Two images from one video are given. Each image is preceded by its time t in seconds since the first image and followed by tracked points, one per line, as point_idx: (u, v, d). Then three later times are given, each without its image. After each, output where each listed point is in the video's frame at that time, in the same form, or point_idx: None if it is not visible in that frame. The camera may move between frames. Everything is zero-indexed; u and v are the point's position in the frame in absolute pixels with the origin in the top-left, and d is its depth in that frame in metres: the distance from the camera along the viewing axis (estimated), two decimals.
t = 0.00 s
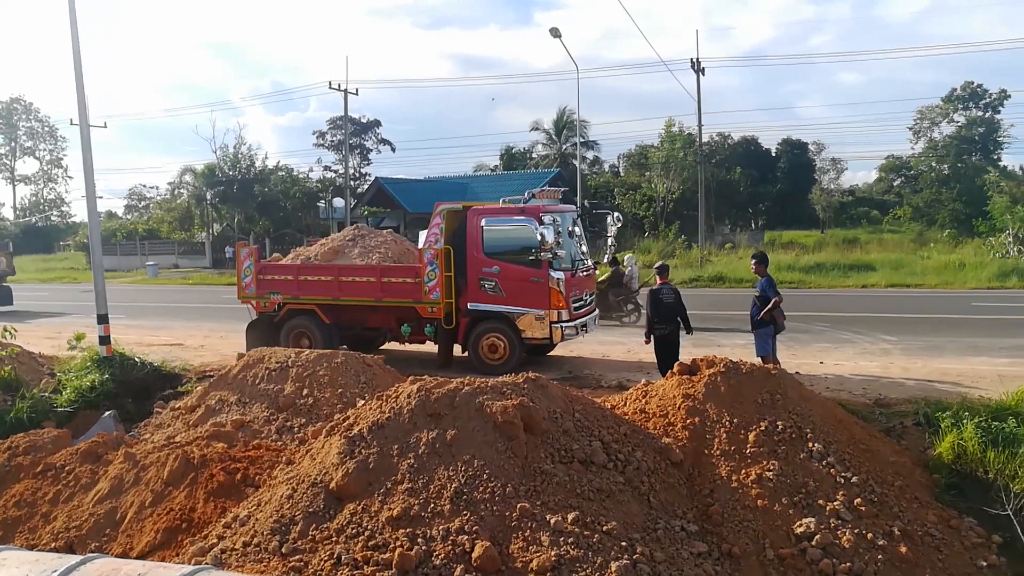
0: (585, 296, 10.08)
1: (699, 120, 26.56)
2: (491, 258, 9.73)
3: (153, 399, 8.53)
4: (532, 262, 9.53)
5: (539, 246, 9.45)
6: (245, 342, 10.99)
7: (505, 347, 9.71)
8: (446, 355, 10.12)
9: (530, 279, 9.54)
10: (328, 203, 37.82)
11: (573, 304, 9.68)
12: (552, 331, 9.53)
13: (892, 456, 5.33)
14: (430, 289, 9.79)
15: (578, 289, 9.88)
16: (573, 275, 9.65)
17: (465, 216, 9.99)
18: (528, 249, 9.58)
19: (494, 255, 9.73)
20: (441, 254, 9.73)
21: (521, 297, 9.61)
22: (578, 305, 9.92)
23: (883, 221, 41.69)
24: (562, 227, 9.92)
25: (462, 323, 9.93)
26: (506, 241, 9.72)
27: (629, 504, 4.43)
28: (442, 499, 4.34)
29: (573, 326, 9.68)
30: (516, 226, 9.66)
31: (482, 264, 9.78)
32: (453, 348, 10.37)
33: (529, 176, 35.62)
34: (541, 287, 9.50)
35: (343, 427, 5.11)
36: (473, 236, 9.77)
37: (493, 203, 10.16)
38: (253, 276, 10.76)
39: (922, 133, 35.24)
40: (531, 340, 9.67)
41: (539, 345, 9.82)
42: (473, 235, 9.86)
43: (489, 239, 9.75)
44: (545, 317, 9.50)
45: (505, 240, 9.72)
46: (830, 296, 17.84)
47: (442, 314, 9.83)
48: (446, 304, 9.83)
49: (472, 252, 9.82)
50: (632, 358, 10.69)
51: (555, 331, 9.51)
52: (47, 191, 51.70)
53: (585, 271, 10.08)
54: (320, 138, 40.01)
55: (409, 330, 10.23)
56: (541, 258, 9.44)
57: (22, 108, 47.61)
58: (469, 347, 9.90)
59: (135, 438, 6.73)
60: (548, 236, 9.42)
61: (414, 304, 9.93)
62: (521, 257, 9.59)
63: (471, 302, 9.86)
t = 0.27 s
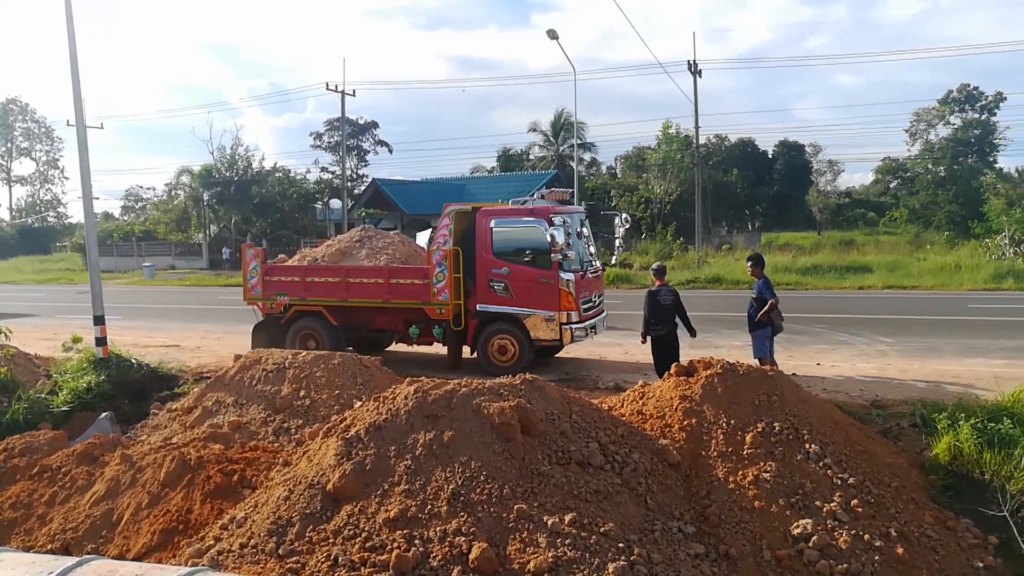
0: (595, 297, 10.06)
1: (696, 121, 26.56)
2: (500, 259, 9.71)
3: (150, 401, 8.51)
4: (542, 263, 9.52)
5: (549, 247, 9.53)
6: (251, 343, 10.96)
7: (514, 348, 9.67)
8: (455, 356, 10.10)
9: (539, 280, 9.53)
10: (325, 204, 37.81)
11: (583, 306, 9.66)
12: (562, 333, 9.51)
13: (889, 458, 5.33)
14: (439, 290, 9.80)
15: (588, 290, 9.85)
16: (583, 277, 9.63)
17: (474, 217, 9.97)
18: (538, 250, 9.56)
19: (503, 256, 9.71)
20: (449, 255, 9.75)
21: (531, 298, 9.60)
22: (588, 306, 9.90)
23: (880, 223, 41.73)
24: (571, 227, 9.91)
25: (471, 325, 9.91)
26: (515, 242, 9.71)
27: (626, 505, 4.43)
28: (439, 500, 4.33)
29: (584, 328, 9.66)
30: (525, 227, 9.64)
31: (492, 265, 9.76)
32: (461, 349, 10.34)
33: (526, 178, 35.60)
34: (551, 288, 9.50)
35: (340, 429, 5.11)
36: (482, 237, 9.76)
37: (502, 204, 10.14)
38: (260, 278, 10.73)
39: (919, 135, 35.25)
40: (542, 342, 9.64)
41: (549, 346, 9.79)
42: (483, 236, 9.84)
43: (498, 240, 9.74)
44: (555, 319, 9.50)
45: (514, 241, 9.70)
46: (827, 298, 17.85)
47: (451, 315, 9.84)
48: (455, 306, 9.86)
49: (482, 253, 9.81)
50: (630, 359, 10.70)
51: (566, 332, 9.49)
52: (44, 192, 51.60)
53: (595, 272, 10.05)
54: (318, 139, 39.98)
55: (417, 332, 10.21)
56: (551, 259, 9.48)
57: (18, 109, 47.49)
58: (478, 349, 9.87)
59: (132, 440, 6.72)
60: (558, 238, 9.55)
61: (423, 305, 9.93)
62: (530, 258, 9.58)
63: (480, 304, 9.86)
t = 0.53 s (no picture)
0: (604, 298, 10.03)
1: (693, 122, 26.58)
2: (509, 260, 9.69)
3: (146, 403, 8.49)
4: (552, 264, 9.49)
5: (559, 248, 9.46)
6: (257, 345, 10.95)
7: (524, 351, 9.70)
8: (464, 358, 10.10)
9: (548, 281, 9.50)
10: (322, 206, 37.77)
11: (592, 307, 9.63)
12: (571, 335, 9.50)
13: (885, 458, 5.33)
14: (447, 292, 9.81)
15: (597, 291, 9.83)
16: (592, 278, 9.60)
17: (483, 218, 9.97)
18: (547, 252, 9.54)
19: (513, 257, 9.69)
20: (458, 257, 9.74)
21: (540, 299, 9.57)
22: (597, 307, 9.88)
23: (876, 224, 41.82)
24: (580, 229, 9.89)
25: (480, 327, 9.90)
26: (524, 243, 9.68)
27: (623, 506, 4.44)
28: (436, 502, 4.33)
29: (592, 329, 9.64)
30: (535, 228, 9.61)
31: (500, 267, 9.74)
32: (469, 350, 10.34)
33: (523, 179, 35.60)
34: (560, 289, 9.46)
35: (337, 431, 5.10)
36: (492, 238, 9.75)
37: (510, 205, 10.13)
38: (266, 279, 10.71)
39: (915, 135, 35.35)
40: (551, 343, 9.63)
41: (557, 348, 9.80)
42: (492, 237, 9.83)
43: (508, 241, 9.72)
44: (565, 320, 9.47)
45: (523, 242, 9.67)
46: (823, 298, 17.89)
47: (459, 317, 9.83)
48: (463, 308, 9.85)
49: (491, 254, 9.79)
50: (629, 360, 10.71)
51: (575, 334, 9.47)
52: (40, 194, 51.46)
53: (604, 273, 10.03)
54: (314, 141, 39.99)
55: (425, 333, 10.19)
56: (560, 259, 9.44)
57: (14, 111, 47.35)
58: (487, 351, 9.86)
59: (128, 442, 6.70)
60: (568, 239, 9.46)
61: (431, 306, 9.94)
62: (540, 259, 9.56)
63: (489, 305, 9.84)
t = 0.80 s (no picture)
0: (610, 298, 10.02)
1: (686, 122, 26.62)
2: (515, 261, 9.68)
3: (140, 405, 8.46)
4: (558, 264, 9.49)
5: (565, 248, 9.47)
6: (259, 347, 10.91)
7: (530, 351, 9.66)
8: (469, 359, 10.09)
9: (555, 281, 9.49)
10: (316, 207, 37.70)
11: (598, 307, 9.61)
12: (578, 334, 9.46)
13: (879, 457, 5.35)
14: (452, 292, 9.79)
15: (603, 292, 9.82)
16: (599, 278, 9.59)
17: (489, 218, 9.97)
18: (554, 252, 9.54)
19: (519, 258, 9.68)
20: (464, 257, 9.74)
21: (547, 299, 9.56)
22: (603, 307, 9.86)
23: (869, 223, 41.96)
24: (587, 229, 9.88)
25: (486, 327, 9.89)
26: (530, 243, 9.67)
27: (617, 506, 4.44)
28: (431, 503, 4.32)
29: (599, 329, 9.61)
30: (541, 228, 9.60)
31: (506, 266, 9.73)
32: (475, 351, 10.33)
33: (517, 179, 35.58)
34: (567, 289, 9.45)
35: (331, 432, 5.09)
36: (497, 239, 9.75)
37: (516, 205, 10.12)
38: (269, 281, 10.66)
39: (908, 135, 35.48)
40: (558, 343, 9.59)
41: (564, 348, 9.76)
42: (497, 238, 9.82)
43: (514, 241, 9.71)
44: (571, 320, 9.45)
45: (529, 242, 9.66)
46: (817, 298, 17.94)
47: (465, 317, 9.81)
48: (469, 308, 9.83)
49: (496, 254, 9.78)
50: (624, 360, 10.72)
51: (582, 333, 9.44)
52: (32, 195, 51.22)
53: (610, 273, 10.01)
54: (308, 142, 39.96)
55: (430, 334, 10.16)
56: (567, 259, 9.44)
57: (6, 112, 47.11)
58: (494, 352, 9.85)
59: (121, 444, 6.68)
60: (575, 239, 9.47)
61: (436, 307, 9.91)
62: (547, 259, 9.55)
63: (495, 306, 9.82)
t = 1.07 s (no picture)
0: (617, 299, 9.99)
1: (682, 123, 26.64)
2: (523, 260, 9.67)
3: (135, 405, 8.43)
4: (566, 264, 9.47)
5: (574, 247, 9.46)
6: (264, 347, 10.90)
7: (537, 352, 9.64)
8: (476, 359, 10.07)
9: (562, 281, 9.47)
10: (311, 207, 37.67)
11: (606, 307, 9.57)
12: (586, 334, 9.44)
13: (875, 457, 5.36)
14: (459, 292, 9.78)
15: (610, 292, 9.79)
16: (606, 278, 9.57)
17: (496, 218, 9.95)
18: (562, 251, 9.52)
19: (527, 257, 9.66)
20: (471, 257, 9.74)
21: (555, 299, 9.53)
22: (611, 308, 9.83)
23: (864, 224, 42.02)
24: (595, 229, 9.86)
25: (493, 328, 9.87)
26: (538, 243, 9.65)
27: (613, 506, 4.44)
28: (427, 503, 4.32)
29: (607, 330, 9.57)
30: (549, 228, 9.58)
31: (514, 266, 9.72)
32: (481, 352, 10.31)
33: (513, 179, 35.55)
34: (575, 289, 9.42)
35: (327, 432, 5.08)
36: (505, 239, 9.74)
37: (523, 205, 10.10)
38: (273, 281, 10.67)
39: (903, 136, 35.54)
40: (566, 343, 9.55)
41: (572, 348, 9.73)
42: (505, 237, 9.81)
43: (522, 241, 9.69)
44: (579, 320, 9.42)
45: (537, 242, 9.64)
46: (813, 298, 17.96)
47: (472, 317, 9.79)
48: (476, 308, 9.81)
49: (504, 254, 9.77)
50: (621, 360, 10.72)
51: (590, 334, 9.41)
52: (27, 196, 51.07)
53: (618, 273, 9.99)
54: (303, 142, 39.92)
55: (436, 334, 10.15)
56: (575, 259, 9.42)
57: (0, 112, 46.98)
58: (502, 353, 9.81)
59: (117, 445, 6.67)
60: (583, 238, 9.46)
61: (443, 308, 9.91)
62: (555, 258, 9.53)
63: (503, 306, 9.80)
